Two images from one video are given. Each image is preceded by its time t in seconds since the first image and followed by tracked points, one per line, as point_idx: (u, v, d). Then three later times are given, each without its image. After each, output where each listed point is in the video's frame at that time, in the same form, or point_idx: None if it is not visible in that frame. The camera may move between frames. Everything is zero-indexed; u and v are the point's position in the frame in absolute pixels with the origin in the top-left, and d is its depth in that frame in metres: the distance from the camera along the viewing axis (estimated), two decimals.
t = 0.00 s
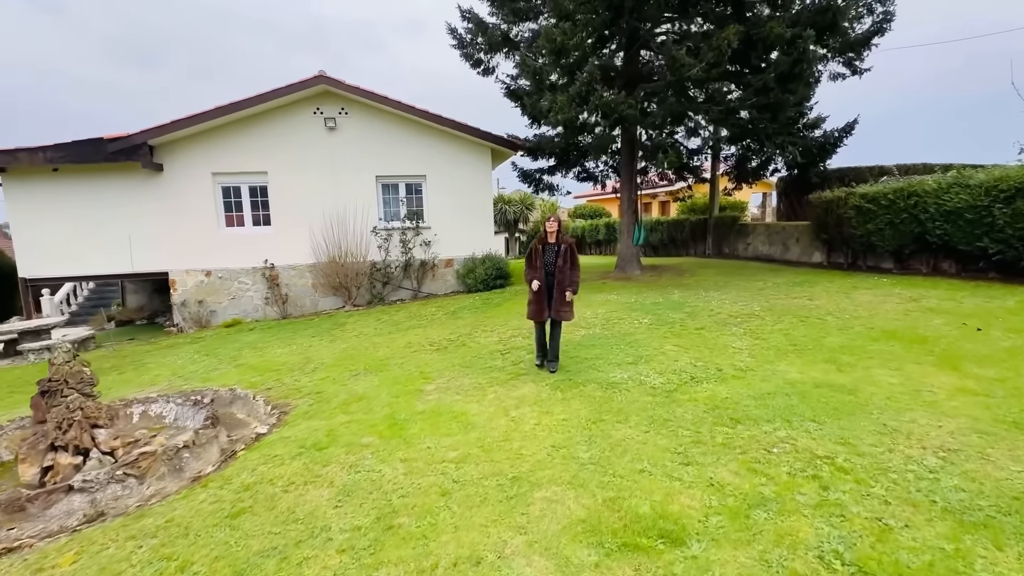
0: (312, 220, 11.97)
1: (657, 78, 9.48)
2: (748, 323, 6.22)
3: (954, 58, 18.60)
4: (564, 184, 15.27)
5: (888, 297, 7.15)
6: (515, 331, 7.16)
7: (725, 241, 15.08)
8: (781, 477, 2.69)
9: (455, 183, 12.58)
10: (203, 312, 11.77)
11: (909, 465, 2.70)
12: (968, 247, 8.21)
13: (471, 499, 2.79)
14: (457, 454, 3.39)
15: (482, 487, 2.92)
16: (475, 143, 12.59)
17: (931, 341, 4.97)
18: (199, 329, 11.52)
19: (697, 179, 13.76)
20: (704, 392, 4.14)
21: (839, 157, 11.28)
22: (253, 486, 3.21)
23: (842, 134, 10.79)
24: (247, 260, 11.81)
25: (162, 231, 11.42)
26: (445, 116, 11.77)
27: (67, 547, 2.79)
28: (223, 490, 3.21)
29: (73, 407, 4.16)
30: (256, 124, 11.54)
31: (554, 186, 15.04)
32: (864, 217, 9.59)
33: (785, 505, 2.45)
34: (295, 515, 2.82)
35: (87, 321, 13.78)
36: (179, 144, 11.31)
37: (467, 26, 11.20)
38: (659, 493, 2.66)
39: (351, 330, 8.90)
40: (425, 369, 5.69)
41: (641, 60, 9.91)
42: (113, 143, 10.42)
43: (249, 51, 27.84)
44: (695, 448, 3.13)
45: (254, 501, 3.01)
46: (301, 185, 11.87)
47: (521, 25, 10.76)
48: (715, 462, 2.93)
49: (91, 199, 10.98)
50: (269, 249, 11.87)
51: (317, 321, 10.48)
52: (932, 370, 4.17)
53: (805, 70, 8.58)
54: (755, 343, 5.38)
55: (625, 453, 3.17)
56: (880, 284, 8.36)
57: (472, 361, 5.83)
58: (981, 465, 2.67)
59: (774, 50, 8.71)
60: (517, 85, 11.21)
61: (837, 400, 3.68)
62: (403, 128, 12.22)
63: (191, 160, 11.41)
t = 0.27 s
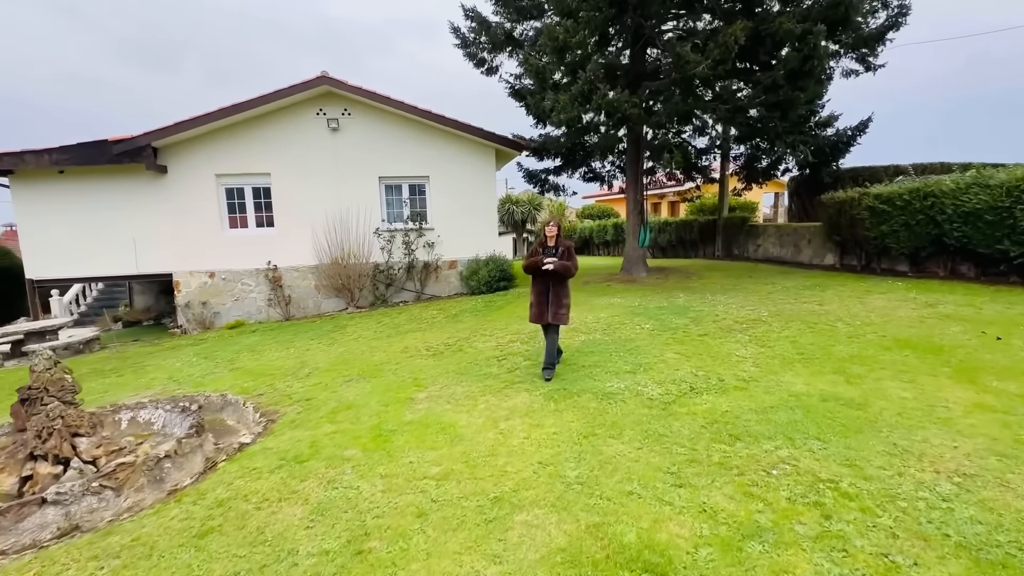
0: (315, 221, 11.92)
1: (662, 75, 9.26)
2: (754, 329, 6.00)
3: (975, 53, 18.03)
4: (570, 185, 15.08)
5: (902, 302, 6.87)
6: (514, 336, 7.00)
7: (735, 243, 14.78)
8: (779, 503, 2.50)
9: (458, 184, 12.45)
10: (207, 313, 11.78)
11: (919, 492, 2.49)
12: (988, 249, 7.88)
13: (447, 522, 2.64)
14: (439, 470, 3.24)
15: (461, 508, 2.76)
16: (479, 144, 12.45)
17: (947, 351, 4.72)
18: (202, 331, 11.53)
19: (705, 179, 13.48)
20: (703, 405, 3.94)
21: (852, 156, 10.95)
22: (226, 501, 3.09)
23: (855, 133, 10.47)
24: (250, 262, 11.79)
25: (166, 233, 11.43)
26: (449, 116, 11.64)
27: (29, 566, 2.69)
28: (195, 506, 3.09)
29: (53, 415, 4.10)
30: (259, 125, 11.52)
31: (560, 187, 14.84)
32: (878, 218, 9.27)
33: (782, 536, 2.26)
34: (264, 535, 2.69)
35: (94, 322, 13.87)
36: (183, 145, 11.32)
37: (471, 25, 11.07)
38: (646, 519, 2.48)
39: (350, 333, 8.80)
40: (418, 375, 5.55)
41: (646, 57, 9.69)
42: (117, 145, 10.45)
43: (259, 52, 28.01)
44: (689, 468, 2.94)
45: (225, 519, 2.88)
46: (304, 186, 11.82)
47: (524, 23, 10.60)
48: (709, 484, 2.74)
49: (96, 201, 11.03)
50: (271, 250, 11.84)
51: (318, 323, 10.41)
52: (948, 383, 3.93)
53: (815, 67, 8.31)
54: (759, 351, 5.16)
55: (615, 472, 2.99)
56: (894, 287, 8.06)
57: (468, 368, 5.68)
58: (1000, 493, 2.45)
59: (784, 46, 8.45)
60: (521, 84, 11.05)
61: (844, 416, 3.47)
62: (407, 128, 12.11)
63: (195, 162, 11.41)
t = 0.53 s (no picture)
0: (315, 221, 11.80)
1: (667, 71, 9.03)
2: (760, 333, 5.76)
3: (992, 48, 17.56)
4: (574, 184, 14.87)
5: (916, 305, 6.59)
6: (512, 339, 6.81)
7: (742, 243, 14.49)
8: (782, 527, 2.29)
9: (460, 183, 12.29)
10: (207, 314, 11.70)
11: (937, 517, 2.28)
12: (1007, 250, 7.59)
13: (423, 543, 2.46)
14: (421, 484, 3.05)
15: (438, 527, 2.58)
16: (480, 143, 12.29)
17: (965, 357, 4.46)
18: (202, 331, 11.46)
19: (712, 178, 13.21)
20: (703, 414, 3.73)
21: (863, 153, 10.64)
22: (194, 516, 2.92)
23: (867, 130, 10.17)
24: (250, 262, 11.70)
25: (166, 232, 11.36)
26: (449, 114, 11.48)
27: None
28: (162, 520, 2.92)
29: (26, 421, 3.99)
30: (259, 125, 11.43)
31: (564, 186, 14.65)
32: (890, 218, 8.97)
33: (785, 566, 2.05)
34: (229, 554, 2.52)
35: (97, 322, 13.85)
36: (183, 145, 11.24)
37: (472, 22, 10.90)
38: (636, 543, 2.29)
39: (347, 334, 8.67)
40: (410, 380, 5.38)
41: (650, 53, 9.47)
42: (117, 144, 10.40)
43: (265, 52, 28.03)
44: (685, 485, 2.74)
45: (190, 536, 2.72)
46: (304, 185, 11.71)
47: (526, 19, 10.41)
48: (706, 504, 2.54)
49: (96, 201, 10.99)
50: (271, 250, 11.74)
51: (317, 324, 10.30)
52: (966, 393, 3.69)
53: (825, 61, 8.04)
54: (765, 357, 4.92)
55: (605, 488, 2.79)
56: (908, 289, 7.78)
57: (462, 372, 5.50)
58: None
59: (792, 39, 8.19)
60: (522, 81, 10.87)
61: (854, 428, 3.24)
62: (407, 127, 11.97)
63: (195, 161, 11.33)
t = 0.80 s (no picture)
0: (310, 221, 11.61)
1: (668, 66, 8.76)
2: (764, 338, 5.49)
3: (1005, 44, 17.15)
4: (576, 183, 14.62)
5: (929, 308, 6.30)
6: (506, 342, 6.57)
7: (747, 243, 14.19)
8: (784, 562, 2.06)
9: (458, 182, 12.06)
10: (202, 315, 11.55)
11: (959, 554, 2.03)
12: None
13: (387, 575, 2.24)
14: (394, 504, 2.83)
15: (407, 556, 2.36)
16: (479, 141, 12.06)
17: (983, 365, 4.18)
18: (196, 333, 11.30)
19: (716, 177, 12.93)
20: (702, 427, 3.48)
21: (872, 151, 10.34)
22: (148, 539, 2.71)
23: (876, 126, 9.86)
24: (244, 262, 11.52)
25: (159, 233, 11.20)
26: (447, 112, 11.26)
27: None
28: (113, 544, 2.72)
29: None
30: (253, 123, 11.25)
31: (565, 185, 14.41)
32: (900, 217, 8.68)
33: None
34: None
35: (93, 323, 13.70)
36: (177, 143, 11.08)
37: (469, 17, 10.67)
38: None
39: (340, 337, 8.47)
40: (396, 386, 5.16)
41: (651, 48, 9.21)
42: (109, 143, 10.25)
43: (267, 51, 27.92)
44: (678, 510, 2.50)
45: (139, 564, 2.51)
46: (299, 184, 11.51)
47: (524, 14, 10.17)
48: (700, 533, 2.30)
49: (89, 200, 10.84)
50: (266, 250, 11.56)
51: (312, 326, 10.12)
52: (985, 405, 3.43)
53: (832, 54, 7.76)
54: (769, 363, 4.67)
55: (591, 513, 2.56)
56: (918, 291, 7.49)
57: (451, 378, 5.26)
58: None
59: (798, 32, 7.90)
60: (521, 78, 10.63)
61: (865, 446, 2.99)
62: (404, 125, 11.75)
63: (188, 161, 11.16)
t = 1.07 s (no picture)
0: (302, 222, 11.40)
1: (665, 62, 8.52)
2: (763, 344, 5.26)
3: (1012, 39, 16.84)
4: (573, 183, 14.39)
5: (935, 313, 6.06)
6: (496, 348, 6.35)
7: (747, 243, 13.96)
8: None
9: (452, 182, 11.84)
10: (192, 318, 11.36)
11: None
12: None
13: None
14: (359, 532, 2.63)
15: None
16: (474, 140, 11.83)
17: (994, 376, 3.95)
18: (186, 336, 11.11)
19: (715, 176, 12.69)
20: (694, 445, 3.26)
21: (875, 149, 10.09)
22: (91, 572, 2.52)
23: (879, 124, 9.61)
24: (235, 264, 11.33)
25: (148, 234, 11.01)
26: (441, 111, 11.05)
27: None
28: None
29: None
30: (243, 122, 11.04)
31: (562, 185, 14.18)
32: (904, 217, 8.44)
33: None
34: None
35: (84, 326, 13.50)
36: (165, 143, 10.88)
37: (463, 13, 10.45)
38: None
39: (329, 341, 8.27)
40: (379, 396, 4.95)
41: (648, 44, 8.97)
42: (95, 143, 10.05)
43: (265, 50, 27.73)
44: (664, 543, 2.29)
45: None
46: (290, 185, 11.31)
47: (519, 10, 9.94)
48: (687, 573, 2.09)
49: (76, 202, 10.66)
50: (257, 252, 11.36)
51: (302, 329, 9.92)
52: (999, 421, 3.21)
53: (834, 49, 7.52)
54: (768, 373, 4.45)
55: (570, 546, 2.35)
56: (924, 294, 7.25)
57: (435, 388, 5.04)
58: None
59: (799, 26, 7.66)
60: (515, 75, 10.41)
61: (869, 468, 2.77)
62: (398, 124, 11.54)
63: (177, 161, 10.96)
